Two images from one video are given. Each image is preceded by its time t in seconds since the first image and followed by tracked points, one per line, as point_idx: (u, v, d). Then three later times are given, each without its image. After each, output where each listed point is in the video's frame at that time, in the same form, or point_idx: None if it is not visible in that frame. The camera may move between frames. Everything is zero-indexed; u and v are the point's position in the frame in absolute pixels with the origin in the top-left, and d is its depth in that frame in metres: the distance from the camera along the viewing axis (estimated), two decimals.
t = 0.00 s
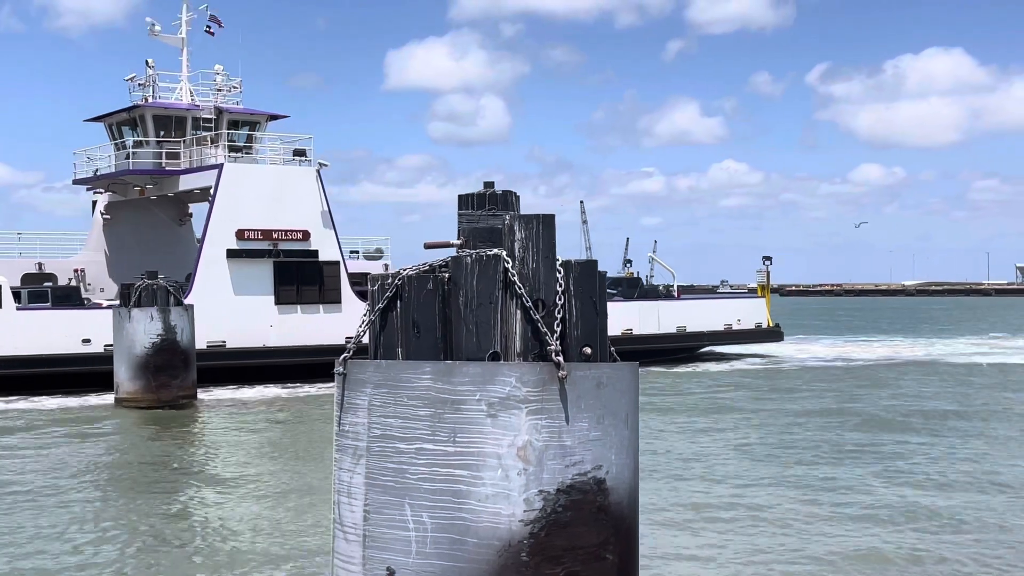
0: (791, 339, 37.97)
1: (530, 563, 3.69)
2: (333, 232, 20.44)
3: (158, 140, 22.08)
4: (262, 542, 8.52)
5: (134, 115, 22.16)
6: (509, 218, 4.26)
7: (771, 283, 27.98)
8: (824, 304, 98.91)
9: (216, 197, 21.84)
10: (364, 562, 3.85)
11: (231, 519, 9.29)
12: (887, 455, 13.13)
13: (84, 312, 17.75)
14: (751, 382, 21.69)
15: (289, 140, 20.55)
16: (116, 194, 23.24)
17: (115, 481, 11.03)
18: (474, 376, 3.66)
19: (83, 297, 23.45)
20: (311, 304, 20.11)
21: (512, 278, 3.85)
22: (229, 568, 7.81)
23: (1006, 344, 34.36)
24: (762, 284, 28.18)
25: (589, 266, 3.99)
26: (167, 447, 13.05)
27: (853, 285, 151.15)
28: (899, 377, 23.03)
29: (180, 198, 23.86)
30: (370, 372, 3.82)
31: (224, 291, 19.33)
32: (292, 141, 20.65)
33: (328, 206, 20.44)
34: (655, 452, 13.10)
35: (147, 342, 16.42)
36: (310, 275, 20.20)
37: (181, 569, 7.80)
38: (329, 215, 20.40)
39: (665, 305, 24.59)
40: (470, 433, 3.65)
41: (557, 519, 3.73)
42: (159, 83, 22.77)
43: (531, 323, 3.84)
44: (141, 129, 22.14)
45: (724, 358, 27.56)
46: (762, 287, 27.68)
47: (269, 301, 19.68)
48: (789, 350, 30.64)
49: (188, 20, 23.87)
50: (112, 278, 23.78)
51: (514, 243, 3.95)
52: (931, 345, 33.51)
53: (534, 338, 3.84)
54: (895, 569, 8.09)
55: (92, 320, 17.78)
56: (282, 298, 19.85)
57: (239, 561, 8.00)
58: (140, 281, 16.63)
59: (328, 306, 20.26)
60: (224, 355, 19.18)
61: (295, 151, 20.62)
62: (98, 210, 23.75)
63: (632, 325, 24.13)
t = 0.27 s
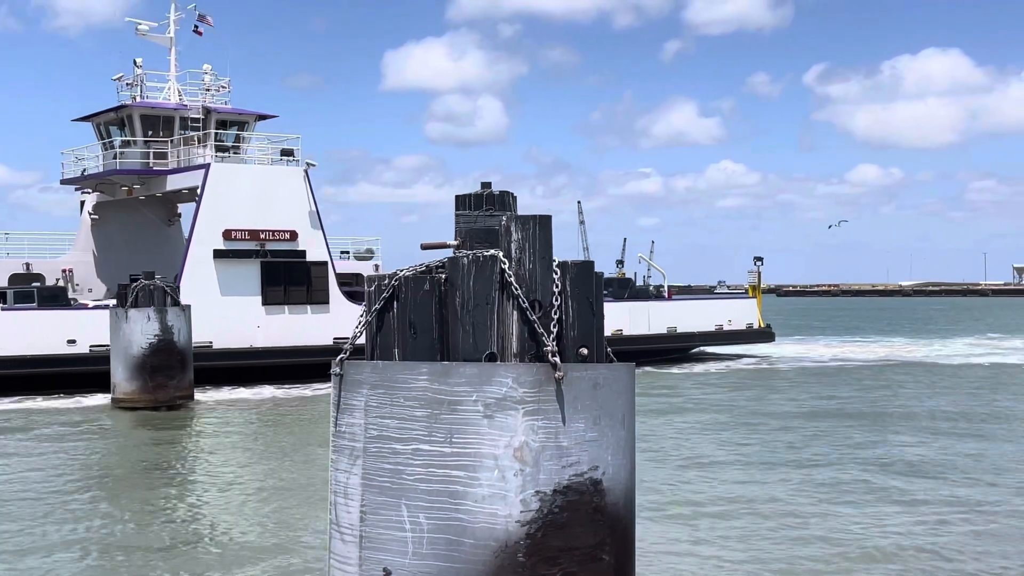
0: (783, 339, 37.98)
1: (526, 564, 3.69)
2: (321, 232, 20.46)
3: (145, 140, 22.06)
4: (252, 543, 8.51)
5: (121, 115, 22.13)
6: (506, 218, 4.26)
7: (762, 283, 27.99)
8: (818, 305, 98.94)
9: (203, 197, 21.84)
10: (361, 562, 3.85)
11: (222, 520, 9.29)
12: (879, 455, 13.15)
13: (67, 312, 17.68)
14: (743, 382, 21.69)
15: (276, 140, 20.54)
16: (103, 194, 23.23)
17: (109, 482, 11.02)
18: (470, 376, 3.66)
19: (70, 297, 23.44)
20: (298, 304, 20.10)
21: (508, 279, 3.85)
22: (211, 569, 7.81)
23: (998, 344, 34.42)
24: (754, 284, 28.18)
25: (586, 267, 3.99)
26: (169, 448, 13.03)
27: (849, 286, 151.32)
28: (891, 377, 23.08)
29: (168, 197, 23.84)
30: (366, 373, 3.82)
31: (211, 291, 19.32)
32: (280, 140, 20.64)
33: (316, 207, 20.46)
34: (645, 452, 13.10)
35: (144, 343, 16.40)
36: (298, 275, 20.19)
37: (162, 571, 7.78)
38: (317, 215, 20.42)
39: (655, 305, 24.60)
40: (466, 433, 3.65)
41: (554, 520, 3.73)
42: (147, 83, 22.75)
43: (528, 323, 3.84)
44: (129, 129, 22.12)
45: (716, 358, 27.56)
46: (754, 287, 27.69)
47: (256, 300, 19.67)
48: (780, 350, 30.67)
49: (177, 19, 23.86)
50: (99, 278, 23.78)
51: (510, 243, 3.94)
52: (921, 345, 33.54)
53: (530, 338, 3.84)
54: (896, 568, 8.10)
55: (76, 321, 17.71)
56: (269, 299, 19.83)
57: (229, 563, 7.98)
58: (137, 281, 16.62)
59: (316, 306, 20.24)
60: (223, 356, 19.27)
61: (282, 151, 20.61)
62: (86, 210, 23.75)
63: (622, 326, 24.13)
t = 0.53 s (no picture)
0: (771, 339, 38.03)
1: (522, 565, 3.69)
2: (305, 233, 20.55)
3: (128, 140, 22.04)
4: (240, 545, 8.50)
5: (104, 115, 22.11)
6: (501, 219, 4.26)
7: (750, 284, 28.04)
8: (811, 306, 99.05)
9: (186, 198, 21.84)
10: (356, 563, 3.85)
11: (210, 522, 9.27)
12: (866, 455, 13.19)
13: (47, 314, 17.65)
14: (732, 383, 21.72)
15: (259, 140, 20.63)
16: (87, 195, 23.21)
17: (99, 483, 11.00)
18: (465, 378, 3.66)
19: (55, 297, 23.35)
20: (281, 305, 20.11)
21: (503, 280, 3.85)
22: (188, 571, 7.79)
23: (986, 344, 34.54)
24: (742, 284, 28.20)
25: (581, 268, 4.00)
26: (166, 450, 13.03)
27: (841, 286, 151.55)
28: (878, 377, 23.15)
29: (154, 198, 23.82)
30: (362, 374, 3.82)
31: (193, 291, 19.32)
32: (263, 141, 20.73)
33: (300, 207, 20.56)
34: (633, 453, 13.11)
35: (140, 344, 16.38)
36: (282, 275, 20.21)
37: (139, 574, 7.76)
38: (301, 215, 20.52)
39: (643, 306, 24.64)
40: (462, 435, 3.65)
41: (549, 521, 3.73)
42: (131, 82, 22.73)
43: (523, 325, 3.84)
44: (112, 129, 22.11)
45: (704, 359, 27.59)
46: (742, 288, 27.72)
47: (238, 301, 19.67)
48: (769, 351, 30.72)
49: (161, 19, 23.86)
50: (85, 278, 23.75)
51: (505, 244, 3.93)
52: (910, 345, 33.62)
53: (526, 340, 3.84)
54: (892, 568, 8.12)
55: (56, 322, 17.70)
56: (252, 300, 19.81)
57: (214, 565, 7.96)
58: (132, 282, 16.72)
59: (300, 307, 20.25)
60: (215, 357, 19.31)
61: (266, 151, 20.69)
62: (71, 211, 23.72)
63: (610, 327, 24.16)
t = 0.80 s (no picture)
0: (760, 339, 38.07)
1: (518, 566, 3.69)
2: (290, 233, 20.55)
3: (113, 141, 22.03)
4: (225, 547, 8.48)
5: (89, 115, 22.10)
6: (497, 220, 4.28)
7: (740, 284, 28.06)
8: (804, 306, 99.12)
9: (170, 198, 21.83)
10: (352, 565, 3.85)
11: (198, 524, 9.26)
12: (856, 455, 13.22)
13: (29, 315, 17.60)
14: (721, 383, 21.73)
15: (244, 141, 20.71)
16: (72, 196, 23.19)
17: (88, 486, 10.98)
18: (461, 379, 3.66)
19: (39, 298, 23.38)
20: (266, 307, 20.08)
21: (499, 280, 3.85)
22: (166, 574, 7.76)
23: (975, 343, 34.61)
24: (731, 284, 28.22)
25: (576, 268, 4.00)
26: (164, 451, 13.06)
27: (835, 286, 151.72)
28: (868, 376, 23.20)
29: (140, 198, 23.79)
30: (358, 375, 3.83)
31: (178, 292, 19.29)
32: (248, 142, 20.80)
33: (286, 207, 20.60)
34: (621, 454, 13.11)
35: (136, 345, 16.36)
36: (267, 276, 20.20)
37: None
38: (286, 216, 20.54)
39: (632, 307, 24.66)
40: (457, 436, 3.65)
41: (545, 522, 3.73)
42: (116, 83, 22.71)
43: (519, 326, 3.84)
44: (97, 129, 22.09)
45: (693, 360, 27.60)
46: (731, 288, 27.75)
47: (223, 302, 19.63)
48: (758, 351, 30.75)
49: (147, 19, 23.86)
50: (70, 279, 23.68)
51: (501, 246, 3.95)
52: (899, 345, 33.68)
53: (522, 341, 3.84)
54: (888, 566, 8.15)
55: (39, 323, 17.65)
56: (237, 301, 19.80)
57: (198, 568, 7.94)
58: (127, 285, 16.71)
59: (286, 308, 20.22)
60: (204, 358, 19.32)
61: (251, 151, 20.73)
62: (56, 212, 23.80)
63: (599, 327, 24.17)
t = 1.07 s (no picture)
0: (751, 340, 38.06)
1: (514, 567, 3.69)
2: (276, 233, 20.56)
3: (99, 141, 22.03)
4: (212, 550, 8.46)
5: (75, 116, 22.08)
6: (492, 221, 4.28)
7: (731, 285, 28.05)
8: (798, 306, 99.15)
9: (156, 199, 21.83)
10: (348, 565, 3.85)
11: (185, 527, 9.24)
12: (847, 455, 13.22)
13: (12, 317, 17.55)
14: (712, 384, 21.73)
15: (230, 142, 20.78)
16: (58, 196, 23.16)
17: (77, 488, 10.95)
18: (457, 380, 3.66)
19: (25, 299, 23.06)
20: (253, 308, 20.03)
21: (495, 281, 3.86)
22: None
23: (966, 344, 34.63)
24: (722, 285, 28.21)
25: (572, 270, 4.00)
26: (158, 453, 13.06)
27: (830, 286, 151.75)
28: (858, 376, 23.24)
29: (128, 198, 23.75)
30: (353, 376, 3.83)
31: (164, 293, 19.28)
32: (234, 142, 20.81)
33: (273, 208, 20.62)
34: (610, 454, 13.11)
35: (132, 346, 16.34)
36: (254, 277, 20.16)
37: None
38: (273, 216, 20.54)
39: (621, 307, 24.64)
40: (453, 437, 3.65)
41: (541, 522, 3.73)
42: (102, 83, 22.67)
43: (515, 327, 3.84)
44: (83, 130, 22.08)
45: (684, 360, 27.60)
46: (722, 289, 27.75)
47: (208, 303, 19.59)
48: (749, 351, 30.74)
49: (133, 18, 23.83)
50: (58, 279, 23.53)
51: (497, 246, 3.96)
52: (890, 345, 33.70)
53: (518, 342, 3.84)
54: (879, 567, 8.16)
55: (22, 325, 17.60)
56: (223, 303, 19.76)
57: (183, 569, 7.93)
58: (124, 286, 16.67)
59: (272, 310, 20.19)
60: (195, 359, 19.34)
61: (237, 151, 20.75)
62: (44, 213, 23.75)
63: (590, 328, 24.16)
